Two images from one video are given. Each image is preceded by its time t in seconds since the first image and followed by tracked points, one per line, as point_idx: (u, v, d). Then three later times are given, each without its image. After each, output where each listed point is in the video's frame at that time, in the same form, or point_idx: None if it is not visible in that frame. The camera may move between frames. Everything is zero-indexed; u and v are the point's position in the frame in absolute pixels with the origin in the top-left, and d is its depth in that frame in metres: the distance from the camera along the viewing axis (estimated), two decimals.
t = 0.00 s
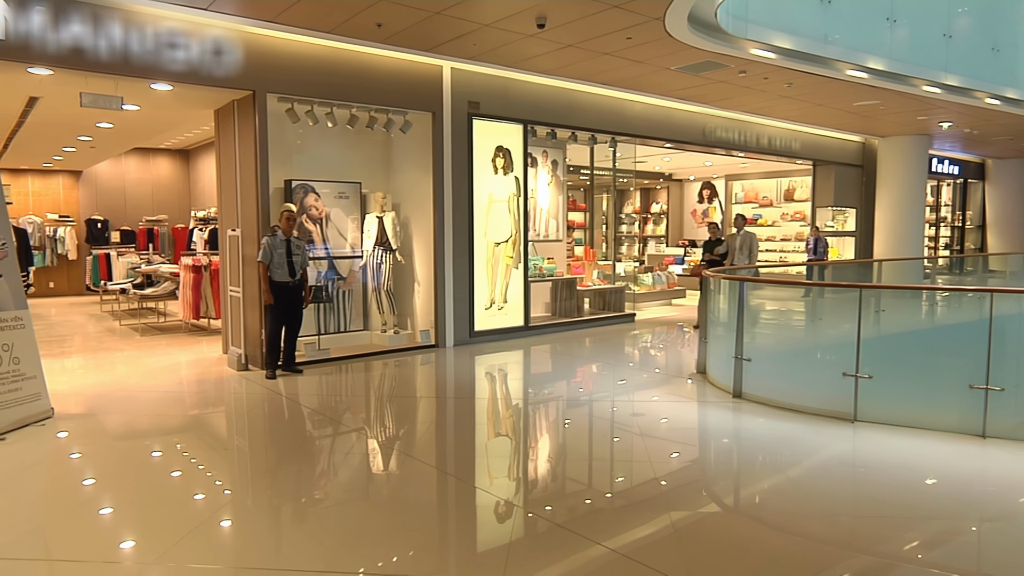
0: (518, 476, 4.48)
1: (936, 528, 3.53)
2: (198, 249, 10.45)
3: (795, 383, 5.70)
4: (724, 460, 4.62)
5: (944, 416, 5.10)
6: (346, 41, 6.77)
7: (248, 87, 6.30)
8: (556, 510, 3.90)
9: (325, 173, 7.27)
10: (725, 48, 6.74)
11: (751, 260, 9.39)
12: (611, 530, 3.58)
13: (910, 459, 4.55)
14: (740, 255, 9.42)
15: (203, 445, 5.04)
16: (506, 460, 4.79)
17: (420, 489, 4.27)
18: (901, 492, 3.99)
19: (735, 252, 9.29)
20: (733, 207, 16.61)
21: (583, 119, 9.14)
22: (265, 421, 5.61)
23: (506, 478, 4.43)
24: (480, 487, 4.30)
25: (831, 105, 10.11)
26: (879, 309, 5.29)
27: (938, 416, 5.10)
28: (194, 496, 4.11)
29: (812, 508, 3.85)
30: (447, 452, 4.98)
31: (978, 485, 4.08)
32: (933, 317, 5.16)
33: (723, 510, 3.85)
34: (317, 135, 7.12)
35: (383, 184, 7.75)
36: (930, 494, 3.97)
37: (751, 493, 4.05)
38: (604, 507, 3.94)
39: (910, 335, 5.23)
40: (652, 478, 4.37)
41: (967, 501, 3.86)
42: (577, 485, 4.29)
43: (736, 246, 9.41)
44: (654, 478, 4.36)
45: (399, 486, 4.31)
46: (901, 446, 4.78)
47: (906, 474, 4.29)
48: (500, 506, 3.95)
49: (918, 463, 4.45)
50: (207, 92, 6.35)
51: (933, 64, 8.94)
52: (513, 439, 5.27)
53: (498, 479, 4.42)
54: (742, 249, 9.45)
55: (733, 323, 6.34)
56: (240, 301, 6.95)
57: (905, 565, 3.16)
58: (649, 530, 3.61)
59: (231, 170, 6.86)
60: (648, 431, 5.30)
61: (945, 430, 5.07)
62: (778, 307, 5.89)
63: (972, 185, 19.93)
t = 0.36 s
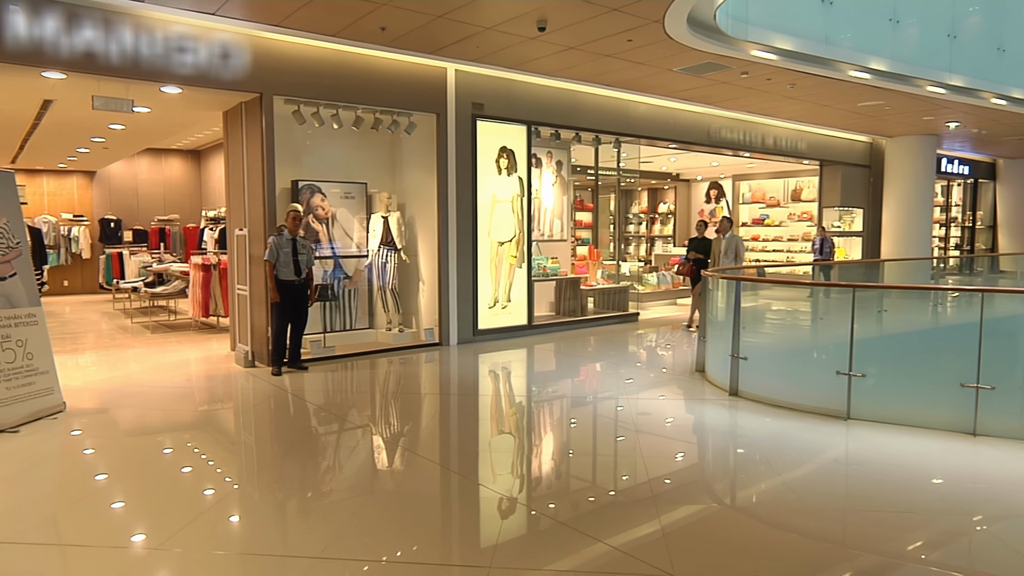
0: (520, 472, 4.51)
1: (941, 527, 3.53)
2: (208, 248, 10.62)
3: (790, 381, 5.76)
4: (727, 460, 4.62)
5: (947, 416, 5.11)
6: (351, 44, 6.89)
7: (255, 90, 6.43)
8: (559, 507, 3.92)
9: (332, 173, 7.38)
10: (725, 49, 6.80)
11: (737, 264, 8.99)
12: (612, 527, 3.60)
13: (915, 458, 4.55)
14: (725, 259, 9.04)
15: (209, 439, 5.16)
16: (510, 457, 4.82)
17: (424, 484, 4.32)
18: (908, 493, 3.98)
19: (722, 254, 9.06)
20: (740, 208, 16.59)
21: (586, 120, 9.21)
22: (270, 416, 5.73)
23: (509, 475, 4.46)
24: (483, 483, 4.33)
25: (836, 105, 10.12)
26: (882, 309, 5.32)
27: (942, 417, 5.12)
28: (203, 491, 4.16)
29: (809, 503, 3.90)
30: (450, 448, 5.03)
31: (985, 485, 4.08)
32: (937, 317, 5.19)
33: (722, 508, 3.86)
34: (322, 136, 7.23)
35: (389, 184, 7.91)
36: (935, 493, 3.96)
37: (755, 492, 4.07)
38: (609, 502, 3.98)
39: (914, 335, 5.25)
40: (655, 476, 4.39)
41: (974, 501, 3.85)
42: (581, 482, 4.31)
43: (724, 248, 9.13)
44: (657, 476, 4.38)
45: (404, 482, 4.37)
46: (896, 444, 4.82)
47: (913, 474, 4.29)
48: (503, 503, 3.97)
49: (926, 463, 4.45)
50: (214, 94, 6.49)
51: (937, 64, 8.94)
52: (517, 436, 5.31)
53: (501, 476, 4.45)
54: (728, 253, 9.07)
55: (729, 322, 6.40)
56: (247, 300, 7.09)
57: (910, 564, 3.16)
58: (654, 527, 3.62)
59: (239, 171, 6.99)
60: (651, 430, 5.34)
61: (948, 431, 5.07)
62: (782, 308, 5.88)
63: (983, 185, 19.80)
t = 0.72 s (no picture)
0: (527, 469, 4.56)
1: (953, 526, 3.53)
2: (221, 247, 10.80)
3: (789, 379, 5.82)
4: (735, 459, 4.62)
5: (949, 414, 5.14)
6: (359, 47, 7.02)
7: (265, 93, 6.58)
8: (566, 505, 3.95)
9: (341, 173, 7.52)
10: (728, 50, 6.87)
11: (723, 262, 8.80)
12: (618, 526, 3.60)
13: (922, 458, 4.55)
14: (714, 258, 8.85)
15: (220, 433, 5.31)
16: (517, 454, 4.88)
17: (433, 479, 4.40)
18: (919, 493, 3.98)
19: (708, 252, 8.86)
20: (751, 207, 16.53)
21: (593, 121, 9.27)
22: (280, 411, 5.87)
23: (515, 472, 4.52)
24: (490, 480, 4.38)
25: (845, 105, 10.11)
26: (887, 309, 5.36)
27: (946, 415, 5.14)
28: (216, 486, 4.24)
29: (808, 499, 3.94)
30: (455, 445, 5.11)
31: (997, 486, 4.06)
32: (945, 316, 5.23)
33: (727, 506, 3.87)
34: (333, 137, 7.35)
35: (397, 184, 8.00)
36: (947, 494, 3.95)
37: (764, 491, 4.06)
38: (616, 499, 4.02)
39: (916, 334, 5.29)
40: (663, 475, 4.40)
41: (986, 501, 3.84)
42: (589, 479, 4.35)
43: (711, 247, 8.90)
44: (665, 475, 4.39)
45: (412, 476, 4.46)
46: (894, 442, 4.86)
47: (923, 473, 4.28)
48: (511, 499, 4.01)
49: (936, 463, 4.44)
50: (226, 97, 6.64)
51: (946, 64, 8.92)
52: (523, 434, 5.38)
53: (508, 473, 4.51)
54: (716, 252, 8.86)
55: (729, 321, 6.48)
56: (257, 298, 7.25)
57: (920, 563, 3.16)
58: (663, 524, 3.65)
59: (250, 172, 7.16)
60: (655, 427, 5.39)
61: (945, 429, 5.12)
62: (792, 308, 5.84)
63: (999, 184, 19.62)
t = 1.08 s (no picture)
0: (539, 464, 4.61)
1: (970, 527, 3.50)
2: (241, 244, 11.00)
3: (795, 375, 5.85)
4: (747, 457, 4.61)
5: (956, 412, 5.13)
6: (374, 47, 7.14)
7: (282, 93, 6.73)
8: (578, 500, 3.97)
9: (357, 171, 7.70)
10: (740, 48, 6.89)
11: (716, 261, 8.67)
12: (628, 522, 3.61)
13: (936, 457, 4.53)
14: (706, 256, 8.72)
15: (237, 424, 5.47)
16: (530, 450, 4.92)
17: (446, 472, 4.48)
18: (938, 492, 3.94)
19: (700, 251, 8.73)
20: (768, 204, 16.35)
21: (606, 119, 9.31)
22: (295, 404, 6.03)
23: (527, 466, 4.56)
24: (503, 475, 4.42)
25: (862, 102, 10.03)
26: (904, 307, 5.32)
27: (954, 413, 5.12)
28: (232, 476, 4.36)
29: (815, 495, 3.95)
30: (467, 440, 5.19)
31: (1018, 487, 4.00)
32: (963, 315, 5.14)
33: (737, 503, 3.87)
34: (347, 136, 7.52)
35: (411, 182, 8.11)
36: (966, 495, 3.91)
37: (776, 489, 4.04)
38: (628, 493, 4.05)
39: (924, 332, 5.27)
40: (675, 471, 4.39)
41: (1005, 501, 3.81)
42: (602, 475, 4.37)
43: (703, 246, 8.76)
44: (678, 471, 4.39)
45: (425, 469, 4.55)
46: (900, 440, 4.87)
47: (942, 473, 4.25)
48: (522, 494, 4.05)
49: (951, 463, 4.41)
50: (244, 97, 6.80)
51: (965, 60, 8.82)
52: (536, 429, 5.44)
53: (519, 467, 4.55)
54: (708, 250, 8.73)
55: (737, 319, 6.52)
56: (273, 293, 7.41)
57: (935, 563, 3.13)
58: (675, 519, 3.66)
59: (267, 170, 7.31)
60: (664, 423, 5.43)
61: (950, 426, 5.11)
62: (810, 307, 5.78)
63: None
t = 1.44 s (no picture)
0: (542, 460, 4.69)
1: (974, 524, 3.51)
2: (251, 241, 11.17)
3: (790, 371, 5.95)
4: (748, 454, 4.64)
5: (949, 406, 5.20)
6: (378, 47, 7.25)
7: (287, 93, 6.85)
8: (581, 495, 4.02)
9: (363, 169, 7.81)
10: (742, 46, 6.92)
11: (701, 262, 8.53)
12: (627, 518, 3.65)
13: (939, 454, 4.54)
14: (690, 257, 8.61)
15: (244, 417, 5.61)
16: (533, 446, 4.99)
17: (448, 466, 4.57)
18: (944, 491, 3.95)
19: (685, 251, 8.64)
20: (777, 202, 16.43)
21: (610, 117, 9.36)
22: (300, 398, 6.15)
23: (530, 462, 4.64)
24: (506, 471, 4.48)
25: (867, 99, 10.02)
26: (909, 305, 5.33)
27: (947, 408, 5.19)
28: (237, 467, 4.48)
29: (810, 492, 4.00)
30: (469, 435, 5.27)
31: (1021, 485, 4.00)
32: (969, 311, 5.14)
33: (738, 500, 3.90)
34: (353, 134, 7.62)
35: (416, 179, 8.22)
36: (970, 493, 3.91)
37: (778, 487, 4.07)
38: (628, 489, 4.11)
39: (921, 329, 5.32)
40: (678, 468, 4.43)
41: (1009, 499, 3.82)
42: (606, 470, 4.43)
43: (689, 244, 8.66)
44: (681, 468, 4.42)
45: (429, 463, 4.64)
46: (894, 436, 4.92)
47: (949, 471, 4.25)
48: (525, 489, 4.11)
49: (956, 461, 4.41)
50: (252, 97, 6.93)
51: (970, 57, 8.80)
52: (540, 425, 5.53)
53: (523, 462, 4.62)
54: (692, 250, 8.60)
55: (734, 316, 6.62)
56: (279, 290, 7.54)
57: (935, 560, 3.15)
58: (675, 516, 3.70)
59: (273, 168, 7.44)
60: (665, 419, 5.49)
61: (942, 421, 5.19)
62: (816, 304, 5.77)
63: None
